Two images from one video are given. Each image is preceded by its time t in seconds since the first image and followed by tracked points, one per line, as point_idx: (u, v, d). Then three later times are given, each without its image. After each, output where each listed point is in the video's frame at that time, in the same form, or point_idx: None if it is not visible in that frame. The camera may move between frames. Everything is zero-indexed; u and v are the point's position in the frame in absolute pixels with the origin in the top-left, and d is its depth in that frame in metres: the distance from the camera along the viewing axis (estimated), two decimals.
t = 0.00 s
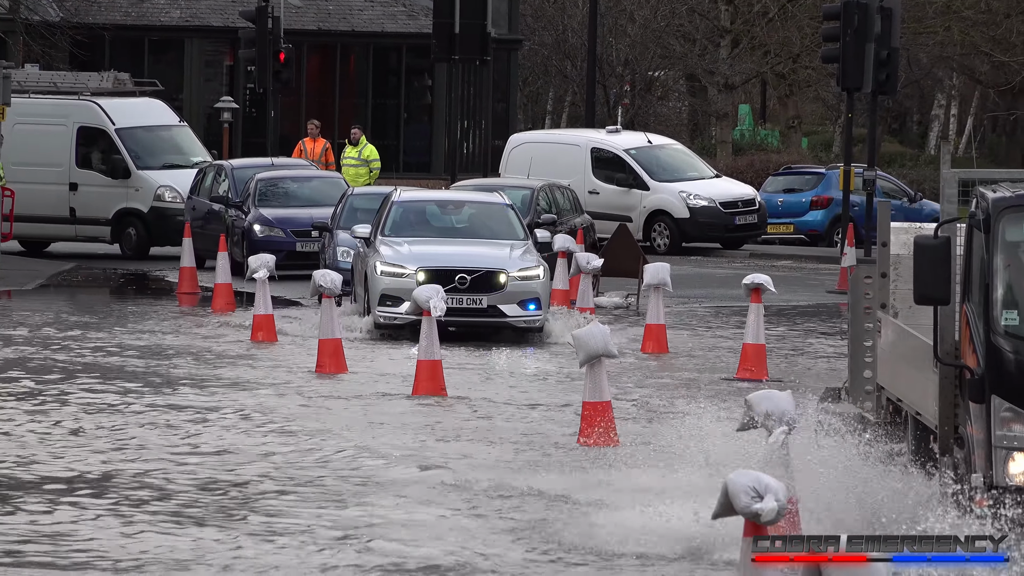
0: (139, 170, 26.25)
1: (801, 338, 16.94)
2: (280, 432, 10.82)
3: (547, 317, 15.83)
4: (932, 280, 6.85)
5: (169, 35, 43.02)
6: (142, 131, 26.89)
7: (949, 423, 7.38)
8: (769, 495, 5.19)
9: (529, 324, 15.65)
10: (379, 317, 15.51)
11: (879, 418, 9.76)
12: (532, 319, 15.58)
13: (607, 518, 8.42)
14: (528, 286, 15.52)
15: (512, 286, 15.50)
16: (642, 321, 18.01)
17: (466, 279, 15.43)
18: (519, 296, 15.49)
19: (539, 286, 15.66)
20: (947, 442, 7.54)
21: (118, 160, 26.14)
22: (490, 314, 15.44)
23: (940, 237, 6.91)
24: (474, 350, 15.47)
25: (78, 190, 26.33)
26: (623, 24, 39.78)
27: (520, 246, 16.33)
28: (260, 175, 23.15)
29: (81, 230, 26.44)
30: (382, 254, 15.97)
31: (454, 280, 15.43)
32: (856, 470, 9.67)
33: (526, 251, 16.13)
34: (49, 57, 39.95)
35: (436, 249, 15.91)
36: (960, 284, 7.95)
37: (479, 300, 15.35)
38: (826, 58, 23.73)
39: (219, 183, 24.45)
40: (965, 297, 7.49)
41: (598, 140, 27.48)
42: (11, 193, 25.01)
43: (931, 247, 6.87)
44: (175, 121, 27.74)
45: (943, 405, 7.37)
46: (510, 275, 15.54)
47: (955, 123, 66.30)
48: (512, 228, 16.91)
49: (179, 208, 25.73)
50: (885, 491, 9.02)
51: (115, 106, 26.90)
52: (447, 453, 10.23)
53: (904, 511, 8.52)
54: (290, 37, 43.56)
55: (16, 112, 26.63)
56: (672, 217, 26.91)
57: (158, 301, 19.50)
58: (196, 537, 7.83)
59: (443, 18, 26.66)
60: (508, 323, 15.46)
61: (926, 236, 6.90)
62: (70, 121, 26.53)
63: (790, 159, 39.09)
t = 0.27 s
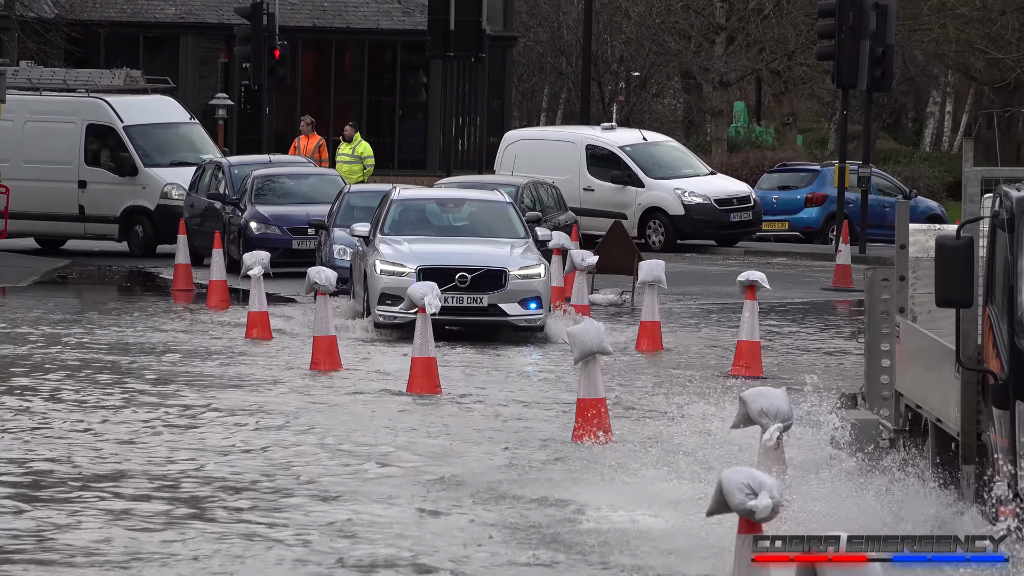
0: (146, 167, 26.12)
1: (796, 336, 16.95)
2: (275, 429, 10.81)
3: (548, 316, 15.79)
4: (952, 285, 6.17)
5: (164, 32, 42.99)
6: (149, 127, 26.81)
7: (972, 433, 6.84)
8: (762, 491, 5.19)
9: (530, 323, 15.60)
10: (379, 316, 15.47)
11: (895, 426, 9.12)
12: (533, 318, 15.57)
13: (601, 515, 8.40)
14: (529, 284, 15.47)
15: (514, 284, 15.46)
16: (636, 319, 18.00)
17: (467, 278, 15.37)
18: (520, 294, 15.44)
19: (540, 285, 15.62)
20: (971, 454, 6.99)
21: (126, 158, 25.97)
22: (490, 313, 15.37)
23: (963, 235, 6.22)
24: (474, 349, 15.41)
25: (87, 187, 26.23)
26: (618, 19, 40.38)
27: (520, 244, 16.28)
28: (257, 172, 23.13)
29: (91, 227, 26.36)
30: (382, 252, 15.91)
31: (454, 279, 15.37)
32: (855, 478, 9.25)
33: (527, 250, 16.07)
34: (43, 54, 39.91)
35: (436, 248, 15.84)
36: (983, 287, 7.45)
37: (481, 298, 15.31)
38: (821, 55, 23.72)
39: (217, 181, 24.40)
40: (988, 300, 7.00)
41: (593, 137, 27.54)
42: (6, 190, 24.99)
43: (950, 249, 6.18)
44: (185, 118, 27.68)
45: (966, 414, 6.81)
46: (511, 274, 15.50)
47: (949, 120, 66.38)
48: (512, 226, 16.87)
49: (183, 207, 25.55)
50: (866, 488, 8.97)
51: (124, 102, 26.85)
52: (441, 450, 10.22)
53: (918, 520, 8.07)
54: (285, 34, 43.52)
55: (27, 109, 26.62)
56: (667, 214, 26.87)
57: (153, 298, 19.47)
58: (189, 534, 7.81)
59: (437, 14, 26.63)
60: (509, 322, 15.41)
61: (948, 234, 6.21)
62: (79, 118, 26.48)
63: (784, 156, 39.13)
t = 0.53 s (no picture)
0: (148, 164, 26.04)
1: (788, 331, 16.96)
2: (269, 425, 10.80)
3: (547, 313, 15.70)
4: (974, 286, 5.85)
5: (156, 28, 42.90)
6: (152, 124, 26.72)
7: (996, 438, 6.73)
8: (754, 488, 5.19)
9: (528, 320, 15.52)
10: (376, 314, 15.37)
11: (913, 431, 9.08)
12: (532, 315, 15.48)
13: (594, 511, 8.40)
14: (528, 281, 15.37)
15: (512, 281, 15.34)
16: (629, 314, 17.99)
17: (464, 275, 15.22)
18: (519, 292, 15.34)
19: (538, 282, 15.52)
20: (993, 458, 6.95)
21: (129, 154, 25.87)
22: (489, 311, 15.24)
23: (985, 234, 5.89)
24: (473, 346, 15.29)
25: (91, 183, 26.07)
26: (611, 15, 39.77)
27: (518, 241, 16.18)
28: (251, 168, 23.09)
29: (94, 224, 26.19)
30: (379, 250, 15.81)
31: (453, 277, 15.22)
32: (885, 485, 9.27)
33: (525, 247, 15.96)
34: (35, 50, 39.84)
35: (435, 245, 15.73)
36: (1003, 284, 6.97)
37: (479, 296, 15.14)
38: (814, 51, 23.72)
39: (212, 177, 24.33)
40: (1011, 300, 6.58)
41: (586, 133, 27.61)
42: None
43: (972, 248, 5.88)
44: (190, 115, 27.76)
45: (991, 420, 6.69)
46: (509, 270, 15.37)
47: (942, 116, 66.41)
48: (510, 223, 16.78)
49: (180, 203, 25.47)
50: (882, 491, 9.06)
51: (128, 99, 26.74)
52: (434, 446, 10.21)
53: (936, 524, 8.06)
54: (277, 30, 43.44)
55: (32, 105, 26.41)
56: (659, 210, 26.84)
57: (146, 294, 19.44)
58: (183, 530, 7.80)
59: (430, 10, 26.62)
60: (508, 320, 15.29)
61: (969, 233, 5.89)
62: (83, 114, 26.34)
63: (777, 152, 39.12)
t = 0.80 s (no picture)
0: (151, 163, 25.95)
1: (783, 331, 16.96)
2: (266, 424, 10.79)
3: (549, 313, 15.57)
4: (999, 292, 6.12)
5: (151, 26, 42.83)
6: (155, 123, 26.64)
7: None
8: (750, 486, 5.19)
9: (531, 320, 15.40)
10: (376, 313, 15.22)
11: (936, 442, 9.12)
12: (534, 315, 15.34)
13: (589, 510, 8.39)
14: (530, 280, 15.25)
15: (514, 281, 15.21)
16: (623, 313, 17.98)
17: (467, 274, 15.11)
18: (521, 291, 15.21)
19: (541, 282, 15.40)
20: (1018, 470, 6.99)
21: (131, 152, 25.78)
22: (490, 310, 15.13)
23: (1011, 242, 6.18)
24: (475, 346, 15.17)
25: (94, 182, 26.00)
26: (607, 14, 40.53)
27: (520, 241, 16.01)
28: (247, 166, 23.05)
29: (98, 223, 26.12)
30: (379, 249, 15.67)
31: (454, 276, 15.12)
32: (897, 482, 9.24)
33: (528, 246, 15.82)
34: (30, 48, 39.79)
35: (436, 244, 15.59)
36: None
37: (480, 295, 15.05)
38: (810, 51, 23.74)
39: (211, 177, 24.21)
40: None
41: (581, 131, 27.61)
42: None
43: (996, 254, 6.15)
44: (198, 114, 27.58)
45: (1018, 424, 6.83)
46: (512, 270, 15.25)
47: (938, 114, 66.42)
48: (512, 223, 16.60)
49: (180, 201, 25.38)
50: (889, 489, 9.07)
51: (132, 98, 26.68)
52: (429, 444, 10.20)
53: (946, 523, 8.03)
54: (273, 28, 43.36)
55: (38, 104, 26.43)
56: (654, 208, 26.84)
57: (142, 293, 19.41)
58: (180, 528, 7.79)
59: (425, 9, 26.61)
60: (510, 319, 15.19)
61: (995, 242, 6.18)
62: (87, 113, 26.32)
63: (773, 151, 39.07)
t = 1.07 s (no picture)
0: (152, 162, 25.93)
1: (779, 330, 16.97)
2: (264, 422, 10.78)
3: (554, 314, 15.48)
4: None
5: (148, 24, 42.80)
6: (157, 122, 26.64)
7: None
8: (747, 486, 5.18)
9: (535, 320, 15.31)
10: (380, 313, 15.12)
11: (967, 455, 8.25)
12: (539, 316, 15.26)
13: (587, 510, 8.38)
14: (535, 281, 15.16)
15: (518, 281, 15.13)
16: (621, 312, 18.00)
17: (471, 274, 15.05)
18: (525, 292, 15.13)
19: (545, 282, 15.30)
20: None
21: (132, 151, 25.76)
22: (495, 310, 15.06)
23: None
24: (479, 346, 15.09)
25: (97, 181, 25.95)
26: (603, 13, 40.78)
27: (525, 241, 15.92)
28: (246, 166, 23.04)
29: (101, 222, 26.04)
30: (383, 248, 15.60)
31: (458, 275, 15.04)
32: (909, 489, 9.18)
33: (532, 247, 15.73)
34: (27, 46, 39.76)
35: (440, 243, 15.51)
36: None
37: (484, 295, 14.99)
38: (806, 49, 23.75)
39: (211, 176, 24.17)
40: None
41: (578, 130, 27.61)
42: None
43: None
44: (200, 113, 27.64)
45: None
46: (516, 270, 15.17)
47: (935, 112, 66.47)
48: (516, 223, 16.51)
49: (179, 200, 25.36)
50: (893, 492, 9.03)
51: (134, 97, 26.69)
52: (426, 443, 10.20)
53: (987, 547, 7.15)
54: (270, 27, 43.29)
55: (41, 102, 26.36)
56: (651, 207, 26.86)
57: (140, 291, 19.39)
58: (178, 528, 7.78)
59: (421, 8, 26.60)
60: (514, 319, 15.12)
61: None
62: (89, 112, 26.29)
63: (770, 149, 39.05)
